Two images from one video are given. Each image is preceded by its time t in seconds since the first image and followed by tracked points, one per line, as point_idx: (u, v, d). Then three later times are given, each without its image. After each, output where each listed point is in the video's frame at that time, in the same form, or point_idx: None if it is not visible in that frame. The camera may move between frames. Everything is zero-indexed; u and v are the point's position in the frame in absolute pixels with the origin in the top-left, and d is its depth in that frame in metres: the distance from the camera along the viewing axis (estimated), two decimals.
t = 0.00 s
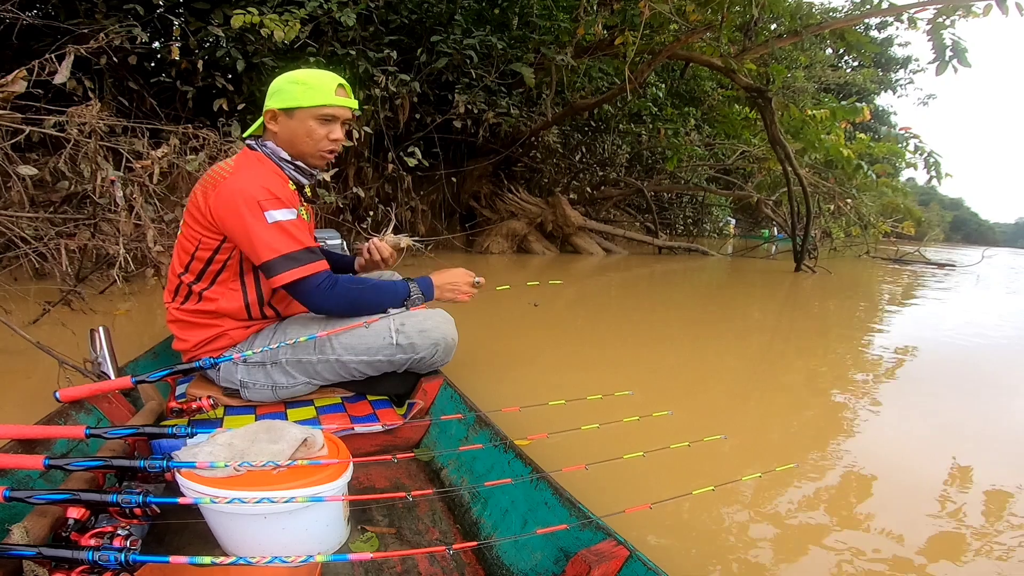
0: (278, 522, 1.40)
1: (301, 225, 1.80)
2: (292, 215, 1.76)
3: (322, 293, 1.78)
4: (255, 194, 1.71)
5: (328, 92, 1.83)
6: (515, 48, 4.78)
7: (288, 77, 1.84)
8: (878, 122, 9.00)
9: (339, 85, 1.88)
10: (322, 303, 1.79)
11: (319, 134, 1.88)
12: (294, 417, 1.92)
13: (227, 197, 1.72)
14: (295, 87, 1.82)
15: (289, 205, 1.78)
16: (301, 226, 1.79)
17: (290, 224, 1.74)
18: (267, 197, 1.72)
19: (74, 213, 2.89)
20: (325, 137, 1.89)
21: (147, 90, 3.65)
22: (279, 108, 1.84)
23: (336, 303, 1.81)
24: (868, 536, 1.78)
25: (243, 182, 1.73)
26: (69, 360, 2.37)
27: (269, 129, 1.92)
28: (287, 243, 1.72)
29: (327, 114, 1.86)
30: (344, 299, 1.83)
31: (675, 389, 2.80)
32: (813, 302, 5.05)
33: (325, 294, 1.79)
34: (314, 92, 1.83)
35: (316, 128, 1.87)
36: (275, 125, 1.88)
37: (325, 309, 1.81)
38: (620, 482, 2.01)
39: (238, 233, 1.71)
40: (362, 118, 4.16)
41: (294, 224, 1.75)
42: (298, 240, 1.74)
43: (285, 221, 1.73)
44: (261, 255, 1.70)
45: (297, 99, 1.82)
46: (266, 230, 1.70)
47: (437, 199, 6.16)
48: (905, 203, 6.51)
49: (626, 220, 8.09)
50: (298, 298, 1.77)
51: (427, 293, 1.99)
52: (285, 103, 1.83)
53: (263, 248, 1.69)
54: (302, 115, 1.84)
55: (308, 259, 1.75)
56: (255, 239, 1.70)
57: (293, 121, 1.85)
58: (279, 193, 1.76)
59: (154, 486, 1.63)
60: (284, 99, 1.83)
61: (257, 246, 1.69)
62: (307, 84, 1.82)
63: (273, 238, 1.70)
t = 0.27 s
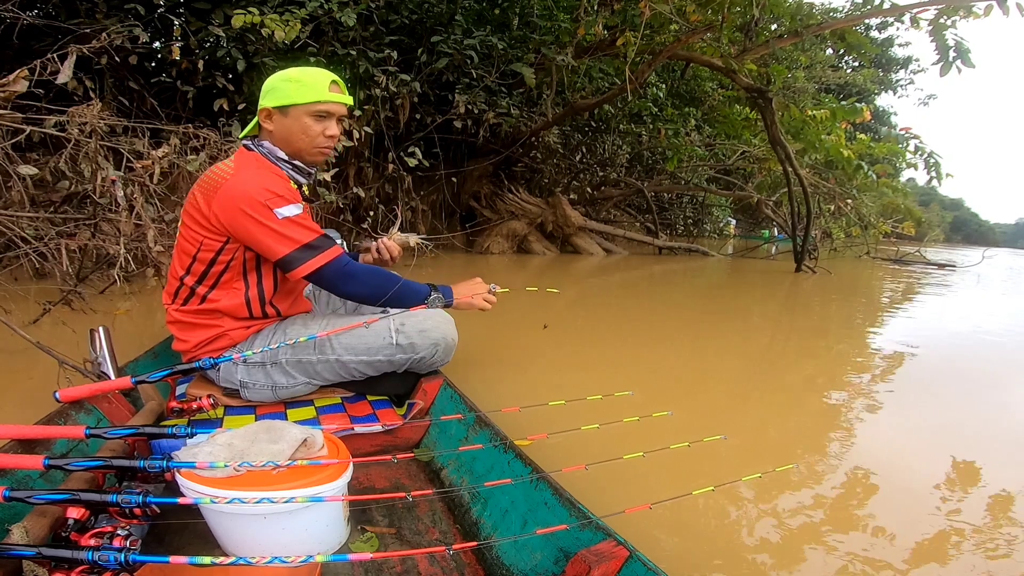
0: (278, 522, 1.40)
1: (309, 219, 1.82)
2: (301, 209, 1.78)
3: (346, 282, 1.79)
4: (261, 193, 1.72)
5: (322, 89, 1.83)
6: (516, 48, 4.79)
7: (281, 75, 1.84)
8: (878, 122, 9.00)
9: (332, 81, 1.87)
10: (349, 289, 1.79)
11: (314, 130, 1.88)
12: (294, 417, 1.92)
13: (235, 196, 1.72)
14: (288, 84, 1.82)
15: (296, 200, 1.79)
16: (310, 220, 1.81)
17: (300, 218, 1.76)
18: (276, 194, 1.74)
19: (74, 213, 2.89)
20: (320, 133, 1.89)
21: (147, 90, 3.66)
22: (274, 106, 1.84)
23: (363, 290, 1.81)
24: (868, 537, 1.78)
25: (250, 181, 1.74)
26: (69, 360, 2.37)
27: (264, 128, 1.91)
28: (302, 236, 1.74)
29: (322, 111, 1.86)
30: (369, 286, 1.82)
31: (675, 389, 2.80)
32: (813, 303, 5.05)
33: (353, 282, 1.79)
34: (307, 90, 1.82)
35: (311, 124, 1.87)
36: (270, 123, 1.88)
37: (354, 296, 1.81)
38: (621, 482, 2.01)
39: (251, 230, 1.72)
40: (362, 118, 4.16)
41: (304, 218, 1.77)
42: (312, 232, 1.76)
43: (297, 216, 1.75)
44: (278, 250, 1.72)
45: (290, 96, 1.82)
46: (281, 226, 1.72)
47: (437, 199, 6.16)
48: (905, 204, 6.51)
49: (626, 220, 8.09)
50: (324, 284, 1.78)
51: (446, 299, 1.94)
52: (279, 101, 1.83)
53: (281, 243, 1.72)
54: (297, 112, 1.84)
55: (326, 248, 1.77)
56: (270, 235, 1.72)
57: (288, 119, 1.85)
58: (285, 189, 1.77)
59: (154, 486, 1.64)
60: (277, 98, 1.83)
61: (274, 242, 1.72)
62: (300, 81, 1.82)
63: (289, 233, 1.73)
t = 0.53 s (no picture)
0: (277, 522, 1.40)
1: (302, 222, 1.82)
2: (294, 212, 1.78)
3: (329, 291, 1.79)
4: (256, 193, 1.72)
5: (329, 90, 1.83)
6: (517, 48, 4.79)
7: (287, 76, 1.84)
8: (879, 123, 9.00)
9: (340, 83, 1.89)
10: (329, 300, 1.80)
11: (323, 132, 1.88)
12: (294, 417, 1.92)
13: (229, 196, 1.72)
14: (298, 86, 1.82)
15: (291, 202, 1.79)
16: (303, 223, 1.81)
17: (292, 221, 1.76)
18: (271, 195, 1.74)
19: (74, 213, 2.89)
20: (329, 135, 1.89)
21: (148, 90, 3.66)
22: (283, 107, 1.83)
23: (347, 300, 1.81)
24: (869, 538, 1.78)
25: (245, 181, 1.73)
26: (69, 360, 2.37)
27: (269, 128, 1.91)
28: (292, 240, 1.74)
29: (331, 112, 1.87)
30: (350, 295, 1.82)
31: (675, 390, 2.80)
32: (813, 303, 5.05)
33: (334, 292, 1.79)
34: (314, 91, 1.83)
35: (321, 126, 1.87)
36: (278, 124, 1.87)
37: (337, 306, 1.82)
38: (621, 482, 2.01)
39: (241, 231, 1.72)
40: (362, 118, 4.16)
41: (296, 221, 1.77)
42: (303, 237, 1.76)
43: (290, 218, 1.75)
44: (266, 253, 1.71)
45: (301, 98, 1.82)
46: (271, 228, 1.72)
47: (437, 199, 6.16)
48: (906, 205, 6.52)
49: (626, 221, 8.09)
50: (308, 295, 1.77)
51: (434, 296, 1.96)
52: (289, 102, 1.82)
53: (270, 245, 1.71)
54: (307, 114, 1.84)
55: (314, 254, 1.77)
56: (260, 237, 1.71)
57: (298, 120, 1.85)
58: (281, 190, 1.77)
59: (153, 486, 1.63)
60: (286, 99, 1.82)
61: (262, 245, 1.71)
62: (307, 83, 1.83)
63: (280, 236, 1.72)
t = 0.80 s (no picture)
0: (276, 522, 1.40)
1: (283, 225, 1.78)
2: (273, 216, 1.74)
3: (271, 303, 1.77)
4: (240, 192, 1.71)
5: (342, 92, 1.87)
6: (517, 48, 4.79)
7: (297, 77, 1.85)
8: (880, 123, 9.00)
9: (346, 85, 1.92)
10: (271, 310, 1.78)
11: (333, 133, 1.90)
12: (293, 417, 1.92)
13: (211, 193, 1.72)
14: (310, 88, 1.83)
15: (275, 205, 1.76)
16: (282, 228, 1.77)
17: (269, 224, 1.73)
18: (253, 196, 1.72)
19: (74, 213, 2.89)
20: (338, 136, 1.92)
21: (148, 90, 3.66)
22: (295, 108, 1.84)
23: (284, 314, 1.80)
24: (869, 538, 1.78)
25: (230, 179, 1.73)
26: (68, 360, 2.37)
27: (272, 128, 1.91)
28: (262, 244, 1.71)
29: (340, 114, 1.89)
30: (290, 306, 1.80)
31: (675, 390, 2.80)
32: (814, 303, 5.04)
33: (273, 304, 1.77)
34: (329, 92, 1.85)
35: (330, 127, 1.89)
36: (287, 124, 1.87)
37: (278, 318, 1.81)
38: (620, 482, 2.01)
39: (217, 230, 1.71)
40: (362, 118, 4.16)
41: (271, 226, 1.73)
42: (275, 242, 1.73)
43: (265, 222, 1.72)
44: (233, 254, 1.70)
45: (314, 99, 1.83)
46: (241, 230, 1.69)
47: (438, 199, 6.16)
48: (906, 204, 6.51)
49: (627, 221, 8.09)
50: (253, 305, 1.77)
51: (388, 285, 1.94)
52: (302, 103, 1.84)
53: (238, 248, 1.69)
54: (318, 115, 1.86)
55: (277, 264, 1.73)
56: (231, 237, 1.69)
57: (309, 121, 1.86)
58: (265, 191, 1.75)
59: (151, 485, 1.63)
60: (299, 100, 1.84)
61: (232, 244, 1.69)
62: (321, 84, 1.84)
63: (251, 239, 1.70)
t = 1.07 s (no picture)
0: (276, 522, 1.40)
1: (265, 226, 1.75)
2: (251, 216, 1.71)
3: (238, 304, 1.74)
4: (224, 191, 1.70)
5: (334, 88, 1.86)
6: (517, 48, 4.78)
7: (292, 75, 1.86)
8: (880, 122, 8.99)
9: (341, 81, 1.91)
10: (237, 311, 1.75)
11: (328, 129, 1.91)
12: (293, 417, 1.92)
13: (197, 189, 1.73)
14: (302, 85, 1.84)
15: (258, 205, 1.74)
16: (263, 229, 1.75)
17: (249, 224, 1.71)
18: (234, 194, 1.70)
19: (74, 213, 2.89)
20: (333, 132, 1.91)
21: (148, 90, 3.66)
22: (287, 105, 1.85)
23: (250, 315, 1.77)
24: (870, 538, 1.77)
25: (217, 177, 1.73)
26: (68, 360, 2.37)
27: (271, 127, 1.92)
28: (238, 244, 1.69)
29: (334, 110, 1.89)
30: (255, 307, 1.75)
31: (675, 390, 2.80)
32: (814, 302, 5.04)
33: (239, 304, 1.74)
34: (319, 89, 1.85)
35: (324, 123, 1.89)
36: (282, 121, 1.89)
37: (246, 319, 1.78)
38: (620, 482, 2.01)
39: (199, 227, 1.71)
40: (362, 118, 4.16)
41: (248, 226, 1.70)
42: (252, 244, 1.71)
43: (241, 221, 1.69)
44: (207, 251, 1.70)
45: (305, 95, 1.84)
46: (215, 227, 1.68)
47: (438, 199, 6.16)
48: (908, 204, 6.51)
49: (627, 220, 8.09)
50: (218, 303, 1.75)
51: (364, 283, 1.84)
52: (294, 100, 1.85)
53: (214, 246, 1.68)
54: (311, 111, 1.86)
55: (247, 265, 1.70)
56: (208, 235, 1.69)
57: (302, 117, 1.87)
58: (249, 190, 1.73)
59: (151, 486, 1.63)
60: (291, 97, 1.85)
61: (208, 242, 1.69)
62: (312, 81, 1.85)
63: (226, 238, 1.68)
